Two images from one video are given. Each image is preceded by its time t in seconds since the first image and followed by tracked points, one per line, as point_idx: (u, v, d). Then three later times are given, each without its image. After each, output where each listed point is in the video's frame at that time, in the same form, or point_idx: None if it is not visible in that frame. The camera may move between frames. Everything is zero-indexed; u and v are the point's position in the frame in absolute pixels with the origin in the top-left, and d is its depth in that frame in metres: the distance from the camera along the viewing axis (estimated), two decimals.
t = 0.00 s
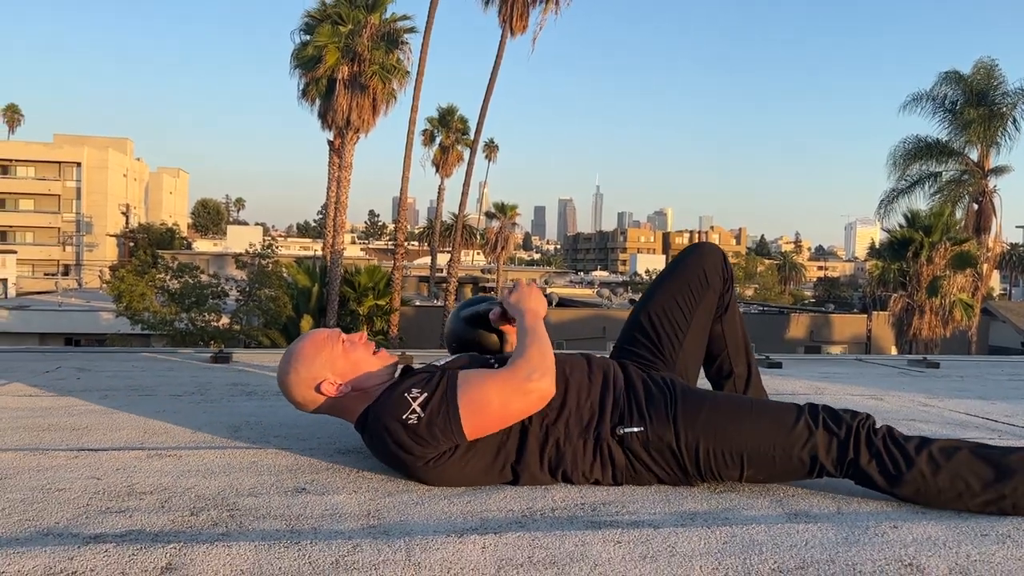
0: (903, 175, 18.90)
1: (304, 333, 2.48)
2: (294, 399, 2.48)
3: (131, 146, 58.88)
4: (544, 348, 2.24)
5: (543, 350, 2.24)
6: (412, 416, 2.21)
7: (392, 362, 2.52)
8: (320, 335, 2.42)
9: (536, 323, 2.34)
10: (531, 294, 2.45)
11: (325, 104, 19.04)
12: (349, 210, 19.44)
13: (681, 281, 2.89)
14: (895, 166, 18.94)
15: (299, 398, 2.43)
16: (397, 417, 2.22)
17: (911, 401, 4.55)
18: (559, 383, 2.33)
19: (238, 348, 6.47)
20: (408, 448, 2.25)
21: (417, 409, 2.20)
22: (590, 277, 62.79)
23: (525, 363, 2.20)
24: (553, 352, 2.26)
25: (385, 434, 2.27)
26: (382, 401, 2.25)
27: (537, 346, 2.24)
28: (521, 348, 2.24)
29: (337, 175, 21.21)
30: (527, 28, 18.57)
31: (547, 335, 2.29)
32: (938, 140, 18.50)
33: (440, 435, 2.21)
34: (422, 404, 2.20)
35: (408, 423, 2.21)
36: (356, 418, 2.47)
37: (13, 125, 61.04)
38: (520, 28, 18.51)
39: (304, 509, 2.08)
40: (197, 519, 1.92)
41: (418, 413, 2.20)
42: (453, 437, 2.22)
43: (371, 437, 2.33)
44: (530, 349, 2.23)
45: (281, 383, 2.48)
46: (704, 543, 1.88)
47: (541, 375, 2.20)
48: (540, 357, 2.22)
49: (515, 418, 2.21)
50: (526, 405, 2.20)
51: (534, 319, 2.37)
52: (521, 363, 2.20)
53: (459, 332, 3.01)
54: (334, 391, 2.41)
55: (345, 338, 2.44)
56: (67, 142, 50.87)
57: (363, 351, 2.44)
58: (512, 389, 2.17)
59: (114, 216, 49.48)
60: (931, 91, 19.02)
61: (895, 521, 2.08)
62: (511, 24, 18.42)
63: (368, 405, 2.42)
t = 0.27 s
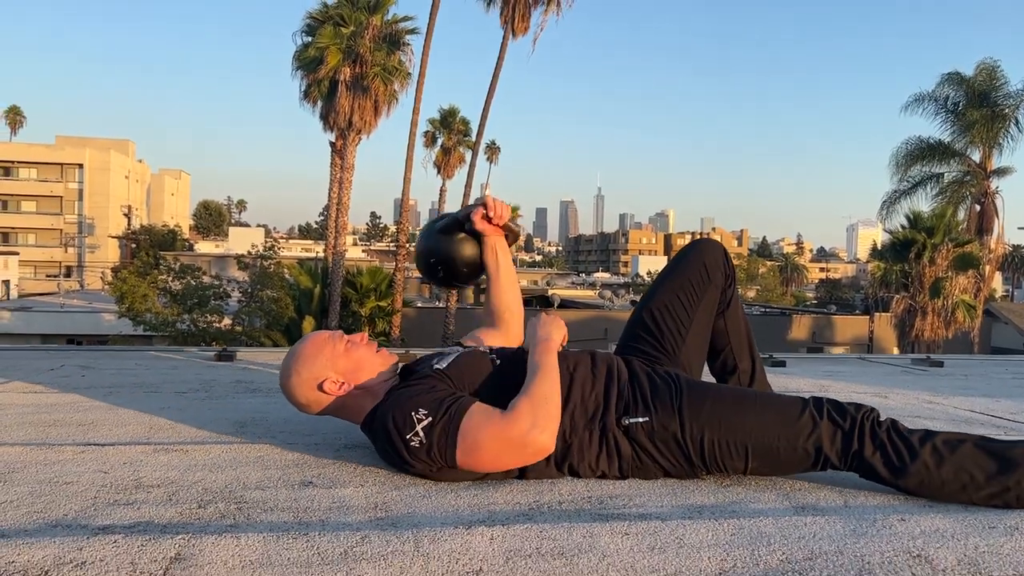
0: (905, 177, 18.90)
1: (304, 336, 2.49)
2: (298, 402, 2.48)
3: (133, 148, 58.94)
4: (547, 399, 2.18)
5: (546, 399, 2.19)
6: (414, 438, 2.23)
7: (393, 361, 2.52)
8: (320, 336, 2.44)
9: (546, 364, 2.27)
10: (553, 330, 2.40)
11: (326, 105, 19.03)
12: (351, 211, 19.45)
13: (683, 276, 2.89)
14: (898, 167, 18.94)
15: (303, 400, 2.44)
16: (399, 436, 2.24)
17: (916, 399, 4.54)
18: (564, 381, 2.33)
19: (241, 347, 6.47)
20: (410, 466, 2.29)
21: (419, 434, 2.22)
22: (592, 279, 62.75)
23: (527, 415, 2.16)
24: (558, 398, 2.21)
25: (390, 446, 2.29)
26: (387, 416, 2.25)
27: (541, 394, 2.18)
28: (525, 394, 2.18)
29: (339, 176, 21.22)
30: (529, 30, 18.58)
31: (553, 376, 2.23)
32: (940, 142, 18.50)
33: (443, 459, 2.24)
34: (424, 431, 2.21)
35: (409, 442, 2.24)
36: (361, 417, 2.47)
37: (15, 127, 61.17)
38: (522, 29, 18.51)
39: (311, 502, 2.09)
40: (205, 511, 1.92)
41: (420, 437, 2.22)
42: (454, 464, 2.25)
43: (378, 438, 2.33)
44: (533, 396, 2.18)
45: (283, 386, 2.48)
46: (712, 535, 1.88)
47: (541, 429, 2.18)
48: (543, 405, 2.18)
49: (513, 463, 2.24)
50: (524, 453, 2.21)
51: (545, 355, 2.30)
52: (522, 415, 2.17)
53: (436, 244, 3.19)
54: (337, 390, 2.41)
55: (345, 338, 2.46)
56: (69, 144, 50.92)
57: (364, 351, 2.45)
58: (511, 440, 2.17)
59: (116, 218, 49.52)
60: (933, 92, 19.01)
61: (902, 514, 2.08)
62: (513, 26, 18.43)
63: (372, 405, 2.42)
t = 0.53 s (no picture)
0: (902, 178, 18.95)
1: (291, 343, 2.48)
2: (295, 410, 2.49)
3: (131, 149, 58.91)
4: (544, 399, 2.20)
5: (543, 401, 2.20)
6: (411, 440, 2.23)
7: (383, 359, 2.50)
8: (307, 343, 2.43)
9: (539, 362, 2.28)
10: (539, 319, 2.42)
11: (324, 106, 19.03)
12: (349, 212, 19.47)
13: (679, 271, 2.90)
14: (895, 168, 18.99)
15: (299, 407, 2.44)
16: (396, 439, 2.24)
17: (913, 395, 4.57)
18: (561, 376, 2.34)
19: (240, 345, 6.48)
20: (406, 468, 2.29)
21: (417, 437, 2.21)
22: (590, 280, 62.78)
23: (526, 418, 2.19)
24: (554, 398, 2.23)
25: (386, 446, 2.29)
26: (383, 417, 2.25)
27: (538, 395, 2.20)
28: (522, 396, 2.20)
29: (337, 177, 21.22)
30: (527, 31, 18.60)
31: (548, 376, 2.25)
32: (937, 143, 18.55)
33: (440, 461, 2.25)
34: (422, 433, 2.21)
35: (406, 445, 2.23)
36: (358, 417, 2.47)
37: (13, 128, 61.11)
38: (520, 30, 18.54)
39: (313, 492, 2.10)
40: (208, 500, 1.93)
41: (417, 439, 2.22)
42: (451, 464, 2.26)
43: (376, 438, 2.33)
44: (531, 399, 2.19)
45: (277, 395, 2.48)
46: (712, 523, 1.89)
47: (538, 432, 2.21)
48: (541, 407, 2.20)
49: (508, 465, 2.26)
50: (520, 455, 2.23)
51: (536, 351, 2.31)
52: (520, 417, 2.19)
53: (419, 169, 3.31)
54: (330, 395, 2.40)
55: (333, 341, 2.44)
56: (67, 145, 50.87)
57: (354, 352, 2.43)
58: (509, 442, 2.19)
59: (114, 219, 49.48)
60: (930, 93, 19.08)
61: (900, 502, 2.09)
62: (511, 27, 18.45)
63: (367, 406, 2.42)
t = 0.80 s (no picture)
0: (895, 180, 19.07)
1: (291, 351, 2.51)
2: (296, 417, 2.51)
3: (124, 151, 58.77)
4: (541, 401, 2.23)
5: (541, 403, 2.23)
6: (412, 446, 2.26)
7: (383, 365, 2.53)
8: (308, 351, 2.45)
9: (533, 364, 2.31)
10: (532, 322, 2.45)
11: (319, 108, 19.04)
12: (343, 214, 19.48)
13: (676, 273, 2.94)
14: (888, 170, 19.10)
15: (301, 416, 2.47)
16: (397, 445, 2.27)
17: (906, 396, 4.61)
18: (561, 378, 2.38)
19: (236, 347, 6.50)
20: (408, 473, 2.33)
21: (417, 441, 2.25)
22: (585, 282, 62.87)
23: (524, 420, 2.21)
24: (550, 399, 2.26)
25: (388, 451, 2.32)
26: (383, 423, 2.28)
27: (535, 396, 2.22)
28: (519, 398, 2.22)
29: (332, 178, 21.22)
30: (521, 33, 18.66)
31: (543, 377, 2.27)
32: (930, 145, 18.67)
33: (441, 465, 2.28)
34: (422, 438, 2.24)
35: (407, 451, 2.27)
36: (359, 423, 2.50)
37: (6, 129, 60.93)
38: (514, 32, 18.59)
39: (316, 491, 2.13)
40: (213, 500, 1.96)
41: (418, 444, 2.25)
42: (453, 468, 2.29)
43: (378, 443, 2.36)
44: (527, 400, 2.22)
45: (278, 404, 2.51)
46: (709, 521, 1.92)
47: (537, 433, 2.23)
48: (538, 409, 2.23)
49: (510, 467, 2.29)
50: (521, 456, 2.26)
51: (529, 353, 2.33)
52: (518, 419, 2.21)
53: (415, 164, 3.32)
54: (331, 402, 2.43)
55: (334, 349, 2.47)
56: (59, 147, 50.72)
57: (353, 359, 2.46)
58: (509, 445, 2.22)
59: (107, 221, 49.35)
60: (922, 96, 19.21)
61: (893, 501, 2.13)
62: (505, 29, 18.49)
63: (368, 412, 2.45)
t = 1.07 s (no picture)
0: (880, 182, 19.23)
1: (279, 349, 2.51)
2: (283, 415, 2.51)
3: (110, 152, 58.37)
4: (529, 402, 2.24)
5: (530, 404, 2.25)
6: (400, 445, 2.27)
7: (372, 364, 2.54)
8: (297, 348, 2.46)
9: (522, 365, 2.32)
10: (522, 323, 2.47)
11: (306, 109, 18.99)
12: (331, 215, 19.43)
13: (662, 273, 2.97)
14: (874, 172, 19.26)
15: (289, 414, 2.46)
16: (385, 444, 2.28)
17: (891, 395, 4.66)
18: (548, 377, 2.40)
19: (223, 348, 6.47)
20: (395, 473, 2.33)
21: (405, 440, 2.26)
22: (574, 284, 62.96)
23: (513, 420, 2.23)
24: (539, 400, 2.28)
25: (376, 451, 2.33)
26: (372, 422, 2.28)
27: (523, 397, 2.24)
28: (507, 399, 2.24)
29: (320, 179, 21.17)
30: (509, 35, 18.68)
31: (532, 377, 2.29)
32: (915, 147, 18.85)
33: (429, 465, 2.29)
34: (410, 437, 2.25)
35: (395, 450, 2.28)
36: (348, 423, 2.51)
37: None
38: (502, 34, 18.62)
39: (303, 491, 2.13)
40: (200, 499, 1.95)
41: (406, 443, 2.26)
42: (441, 467, 2.30)
43: (367, 443, 2.36)
44: (516, 401, 2.23)
45: (266, 402, 2.50)
46: (694, 518, 1.94)
47: (526, 434, 2.25)
48: (526, 409, 2.24)
49: (498, 467, 2.30)
50: (509, 456, 2.27)
51: (518, 354, 2.35)
52: (506, 421, 2.23)
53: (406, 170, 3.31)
54: (320, 400, 2.44)
55: (323, 347, 2.47)
56: (44, 147, 50.32)
57: (343, 357, 2.47)
58: (497, 447, 2.23)
59: (93, 222, 48.98)
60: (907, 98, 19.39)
61: (876, 497, 2.15)
62: (493, 31, 18.51)
63: (357, 410, 2.45)
